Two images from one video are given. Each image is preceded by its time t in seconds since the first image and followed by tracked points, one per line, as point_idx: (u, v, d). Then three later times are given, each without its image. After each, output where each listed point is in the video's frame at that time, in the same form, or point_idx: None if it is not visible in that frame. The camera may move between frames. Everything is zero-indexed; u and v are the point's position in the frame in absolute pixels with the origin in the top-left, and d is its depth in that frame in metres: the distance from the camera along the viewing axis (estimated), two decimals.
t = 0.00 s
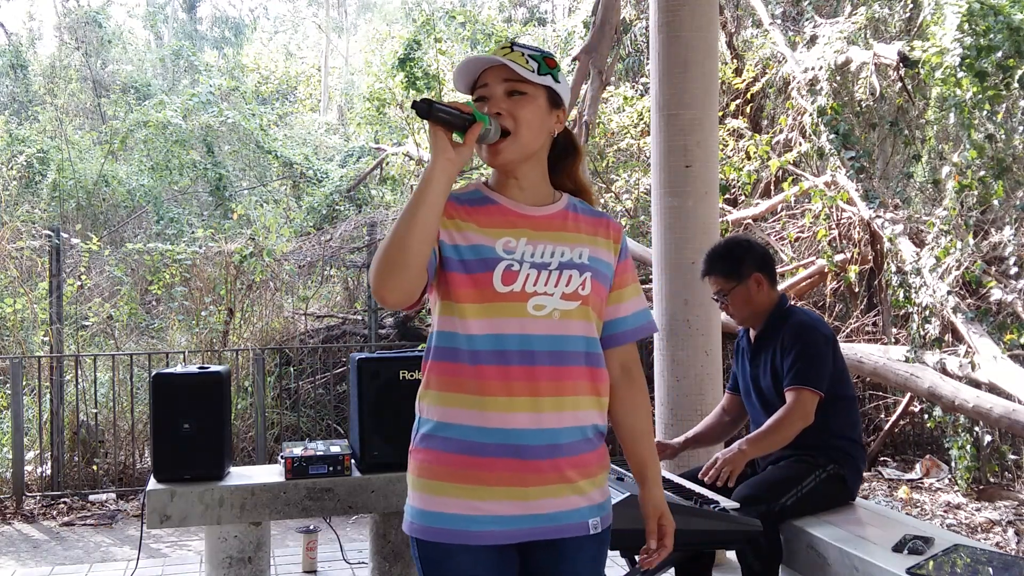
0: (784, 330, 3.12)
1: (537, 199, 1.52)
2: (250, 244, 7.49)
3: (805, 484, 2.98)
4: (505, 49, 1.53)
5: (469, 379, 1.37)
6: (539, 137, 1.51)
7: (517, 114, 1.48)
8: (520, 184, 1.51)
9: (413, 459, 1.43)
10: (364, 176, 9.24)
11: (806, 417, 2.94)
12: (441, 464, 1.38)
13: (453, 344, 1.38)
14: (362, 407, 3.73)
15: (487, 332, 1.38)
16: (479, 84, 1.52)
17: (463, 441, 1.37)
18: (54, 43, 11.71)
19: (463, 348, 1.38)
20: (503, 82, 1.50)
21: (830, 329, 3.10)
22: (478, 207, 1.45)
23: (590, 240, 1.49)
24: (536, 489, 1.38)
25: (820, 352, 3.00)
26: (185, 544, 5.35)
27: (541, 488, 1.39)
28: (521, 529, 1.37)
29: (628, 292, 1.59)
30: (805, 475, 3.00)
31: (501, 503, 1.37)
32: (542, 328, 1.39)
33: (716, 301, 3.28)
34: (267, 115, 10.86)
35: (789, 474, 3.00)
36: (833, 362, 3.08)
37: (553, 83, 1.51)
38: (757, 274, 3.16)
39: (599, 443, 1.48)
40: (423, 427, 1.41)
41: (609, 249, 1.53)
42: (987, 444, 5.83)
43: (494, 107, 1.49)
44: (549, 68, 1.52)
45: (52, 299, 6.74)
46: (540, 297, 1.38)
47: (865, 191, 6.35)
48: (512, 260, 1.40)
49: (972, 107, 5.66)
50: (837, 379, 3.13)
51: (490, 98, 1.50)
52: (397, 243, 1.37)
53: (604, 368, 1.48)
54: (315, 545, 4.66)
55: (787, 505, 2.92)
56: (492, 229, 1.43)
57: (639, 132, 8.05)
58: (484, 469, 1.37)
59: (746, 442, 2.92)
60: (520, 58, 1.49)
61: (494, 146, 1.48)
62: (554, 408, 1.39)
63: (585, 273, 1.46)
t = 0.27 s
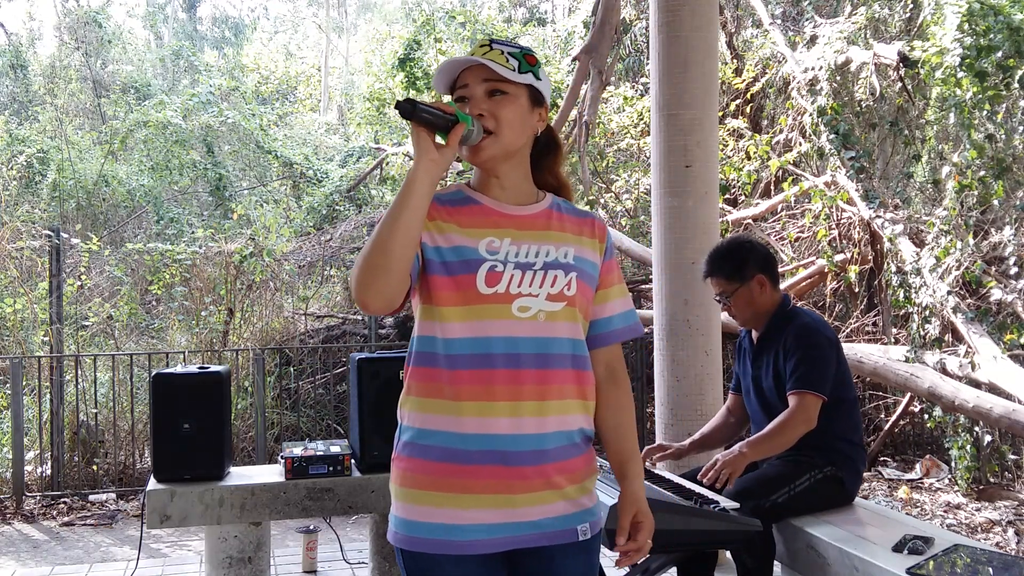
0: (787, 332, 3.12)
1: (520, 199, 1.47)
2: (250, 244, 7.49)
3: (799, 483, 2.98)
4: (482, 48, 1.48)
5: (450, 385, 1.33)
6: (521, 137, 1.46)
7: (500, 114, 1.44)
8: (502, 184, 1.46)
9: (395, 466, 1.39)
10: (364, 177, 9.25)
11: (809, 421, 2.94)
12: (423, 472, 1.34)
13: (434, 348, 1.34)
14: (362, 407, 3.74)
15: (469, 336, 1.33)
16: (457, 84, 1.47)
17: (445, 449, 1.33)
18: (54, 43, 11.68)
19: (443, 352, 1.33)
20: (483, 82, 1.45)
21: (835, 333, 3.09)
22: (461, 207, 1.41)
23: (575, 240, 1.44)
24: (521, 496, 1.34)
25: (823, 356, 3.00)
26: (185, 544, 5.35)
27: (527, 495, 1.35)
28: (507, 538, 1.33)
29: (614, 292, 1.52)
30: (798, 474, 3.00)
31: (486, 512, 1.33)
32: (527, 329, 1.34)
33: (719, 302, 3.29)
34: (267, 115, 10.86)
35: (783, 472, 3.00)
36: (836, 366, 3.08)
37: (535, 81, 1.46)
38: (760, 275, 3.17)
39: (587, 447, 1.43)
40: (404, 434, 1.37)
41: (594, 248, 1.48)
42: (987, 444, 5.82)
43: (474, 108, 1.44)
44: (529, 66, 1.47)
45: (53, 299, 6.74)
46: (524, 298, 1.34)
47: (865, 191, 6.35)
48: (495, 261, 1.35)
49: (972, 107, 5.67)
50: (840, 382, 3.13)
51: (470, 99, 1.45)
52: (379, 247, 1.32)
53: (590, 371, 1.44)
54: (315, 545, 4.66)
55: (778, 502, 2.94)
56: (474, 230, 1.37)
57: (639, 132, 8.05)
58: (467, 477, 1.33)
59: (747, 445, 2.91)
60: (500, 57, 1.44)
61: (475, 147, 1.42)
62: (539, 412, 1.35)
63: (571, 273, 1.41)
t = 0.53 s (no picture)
0: (791, 335, 3.11)
1: (506, 199, 1.47)
2: (250, 244, 7.50)
3: (792, 489, 2.97)
4: (464, 45, 1.46)
5: (439, 392, 1.32)
6: (506, 137, 1.46)
7: (483, 117, 1.43)
8: (487, 186, 1.46)
9: (384, 474, 1.38)
10: (364, 177, 9.25)
11: (810, 426, 2.94)
12: (412, 480, 1.33)
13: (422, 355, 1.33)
14: (362, 406, 3.73)
15: (458, 342, 1.32)
16: (439, 85, 1.45)
17: (434, 456, 1.32)
18: (54, 43, 11.68)
19: (432, 359, 1.32)
20: (467, 82, 1.43)
21: (840, 337, 3.09)
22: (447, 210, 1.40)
23: (564, 241, 1.43)
24: (512, 502, 1.33)
25: (827, 360, 3.00)
26: (185, 544, 5.35)
27: (518, 502, 1.34)
28: (498, 545, 1.32)
29: (602, 294, 1.53)
30: (792, 479, 2.99)
31: (476, 519, 1.32)
32: (517, 334, 1.34)
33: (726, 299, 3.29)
34: (266, 115, 10.86)
35: (777, 477, 3.00)
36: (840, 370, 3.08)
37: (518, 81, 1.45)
38: (769, 275, 3.16)
39: (577, 452, 1.43)
40: (393, 442, 1.36)
41: (583, 248, 1.47)
42: (987, 444, 5.82)
43: (458, 110, 1.43)
44: (511, 64, 1.46)
45: (53, 299, 6.75)
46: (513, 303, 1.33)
47: (865, 191, 6.34)
48: (484, 265, 1.35)
49: (972, 107, 5.67)
50: (845, 386, 3.11)
51: (453, 100, 1.44)
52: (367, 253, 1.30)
53: (581, 375, 1.44)
54: (315, 545, 4.66)
55: (771, 508, 2.94)
56: (461, 233, 1.37)
57: (639, 132, 8.05)
58: (456, 483, 1.32)
59: (746, 452, 2.92)
60: (483, 57, 1.43)
61: (462, 150, 1.43)
62: (528, 418, 1.34)
63: (560, 276, 1.40)
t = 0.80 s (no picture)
0: (800, 337, 3.11)
1: (496, 203, 1.47)
2: (250, 244, 7.50)
3: (790, 494, 2.96)
4: (454, 48, 1.42)
5: (437, 398, 1.30)
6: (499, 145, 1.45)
7: (484, 127, 1.41)
8: (480, 191, 1.46)
9: (382, 481, 1.37)
10: (364, 177, 9.24)
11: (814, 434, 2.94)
12: (411, 487, 1.33)
13: (419, 363, 1.31)
14: (363, 406, 3.73)
15: (456, 348, 1.30)
16: (435, 90, 1.41)
17: (433, 462, 1.31)
18: (53, 43, 11.68)
19: (429, 366, 1.30)
20: (464, 91, 1.40)
21: (849, 343, 3.08)
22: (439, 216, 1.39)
23: (553, 240, 1.43)
24: (513, 505, 1.33)
25: (834, 368, 2.99)
26: (185, 544, 5.35)
27: (518, 505, 1.33)
28: (501, 548, 1.32)
29: (591, 294, 1.52)
30: (790, 484, 2.98)
31: (478, 523, 1.31)
32: (514, 338, 1.33)
33: (742, 293, 3.30)
34: (266, 115, 10.87)
35: (774, 482, 2.99)
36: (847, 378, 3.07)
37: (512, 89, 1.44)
38: (790, 273, 3.20)
39: (574, 452, 1.42)
40: (392, 449, 1.35)
41: (573, 246, 1.47)
42: (987, 444, 5.82)
43: (459, 118, 1.40)
44: (502, 66, 1.45)
45: (53, 299, 6.75)
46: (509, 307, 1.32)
47: (865, 191, 6.34)
48: (478, 269, 1.34)
49: (972, 107, 5.68)
50: (850, 391, 3.11)
51: (452, 107, 1.41)
52: (387, 275, 1.27)
53: (575, 374, 1.44)
54: (315, 545, 4.66)
55: (772, 517, 2.93)
56: (454, 237, 1.36)
57: (639, 132, 8.05)
58: (455, 489, 1.31)
59: (749, 460, 2.91)
60: (480, 63, 1.40)
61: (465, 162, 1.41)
62: (527, 420, 1.34)
63: (552, 277, 1.40)
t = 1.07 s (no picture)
0: (800, 338, 3.11)
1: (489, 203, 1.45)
2: (250, 244, 7.50)
3: (786, 493, 2.96)
4: (445, 46, 1.39)
5: (441, 400, 1.28)
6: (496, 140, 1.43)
7: (491, 122, 1.38)
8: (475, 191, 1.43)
9: (386, 486, 1.35)
10: (364, 176, 9.24)
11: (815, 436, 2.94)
12: (417, 490, 1.31)
13: (423, 366, 1.29)
14: (363, 405, 3.73)
15: (459, 348, 1.28)
16: (435, 88, 1.37)
17: (438, 464, 1.29)
18: (53, 43, 11.67)
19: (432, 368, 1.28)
20: (467, 86, 1.37)
21: (849, 344, 3.09)
22: (435, 218, 1.38)
23: (546, 237, 1.40)
24: (521, 504, 1.31)
25: (834, 369, 2.99)
26: (185, 544, 5.35)
27: (526, 504, 1.31)
28: (510, 549, 1.30)
29: (589, 281, 1.49)
30: (786, 484, 2.98)
31: (486, 523, 1.29)
32: (518, 335, 1.31)
33: (745, 291, 3.30)
34: (266, 115, 10.87)
35: (771, 482, 3.01)
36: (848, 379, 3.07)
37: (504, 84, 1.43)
38: (795, 275, 3.20)
39: (577, 450, 1.40)
40: (395, 453, 1.33)
41: (565, 241, 1.44)
42: (987, 444, 5.82)
43: (464, 115, 1.36)
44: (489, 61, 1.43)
45: (53, 299, 6.75)
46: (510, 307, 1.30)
47: (865, 191, 6.34)
48: (477, 270, 1.32)
49: (972, 107, 5.68)
50: (850, 392, 3.12)
51: (454, 104, 1.37)
52: (420, 277, 1.21)
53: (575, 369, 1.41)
54: (315, 545, 4.66)
55: (766, 516, 2.95)
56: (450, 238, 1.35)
57: (639, 132, 8.05)
58: (460, 490, 1.29)
59: (747, 458, 2.91)
60: (477, 57, 1.38)
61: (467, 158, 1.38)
62: (532, 418, 1.32)
63: (549, 273, 1.37)
